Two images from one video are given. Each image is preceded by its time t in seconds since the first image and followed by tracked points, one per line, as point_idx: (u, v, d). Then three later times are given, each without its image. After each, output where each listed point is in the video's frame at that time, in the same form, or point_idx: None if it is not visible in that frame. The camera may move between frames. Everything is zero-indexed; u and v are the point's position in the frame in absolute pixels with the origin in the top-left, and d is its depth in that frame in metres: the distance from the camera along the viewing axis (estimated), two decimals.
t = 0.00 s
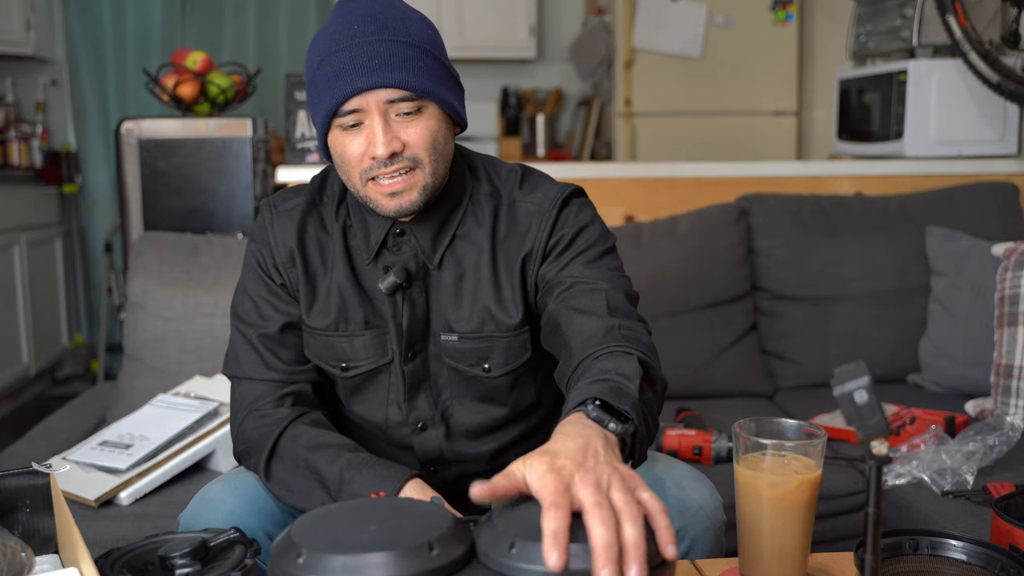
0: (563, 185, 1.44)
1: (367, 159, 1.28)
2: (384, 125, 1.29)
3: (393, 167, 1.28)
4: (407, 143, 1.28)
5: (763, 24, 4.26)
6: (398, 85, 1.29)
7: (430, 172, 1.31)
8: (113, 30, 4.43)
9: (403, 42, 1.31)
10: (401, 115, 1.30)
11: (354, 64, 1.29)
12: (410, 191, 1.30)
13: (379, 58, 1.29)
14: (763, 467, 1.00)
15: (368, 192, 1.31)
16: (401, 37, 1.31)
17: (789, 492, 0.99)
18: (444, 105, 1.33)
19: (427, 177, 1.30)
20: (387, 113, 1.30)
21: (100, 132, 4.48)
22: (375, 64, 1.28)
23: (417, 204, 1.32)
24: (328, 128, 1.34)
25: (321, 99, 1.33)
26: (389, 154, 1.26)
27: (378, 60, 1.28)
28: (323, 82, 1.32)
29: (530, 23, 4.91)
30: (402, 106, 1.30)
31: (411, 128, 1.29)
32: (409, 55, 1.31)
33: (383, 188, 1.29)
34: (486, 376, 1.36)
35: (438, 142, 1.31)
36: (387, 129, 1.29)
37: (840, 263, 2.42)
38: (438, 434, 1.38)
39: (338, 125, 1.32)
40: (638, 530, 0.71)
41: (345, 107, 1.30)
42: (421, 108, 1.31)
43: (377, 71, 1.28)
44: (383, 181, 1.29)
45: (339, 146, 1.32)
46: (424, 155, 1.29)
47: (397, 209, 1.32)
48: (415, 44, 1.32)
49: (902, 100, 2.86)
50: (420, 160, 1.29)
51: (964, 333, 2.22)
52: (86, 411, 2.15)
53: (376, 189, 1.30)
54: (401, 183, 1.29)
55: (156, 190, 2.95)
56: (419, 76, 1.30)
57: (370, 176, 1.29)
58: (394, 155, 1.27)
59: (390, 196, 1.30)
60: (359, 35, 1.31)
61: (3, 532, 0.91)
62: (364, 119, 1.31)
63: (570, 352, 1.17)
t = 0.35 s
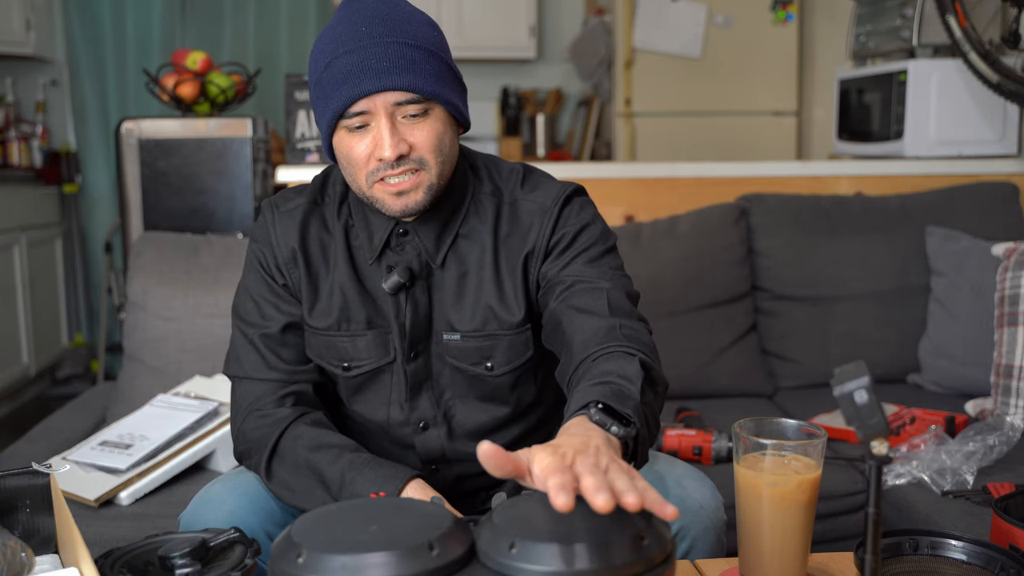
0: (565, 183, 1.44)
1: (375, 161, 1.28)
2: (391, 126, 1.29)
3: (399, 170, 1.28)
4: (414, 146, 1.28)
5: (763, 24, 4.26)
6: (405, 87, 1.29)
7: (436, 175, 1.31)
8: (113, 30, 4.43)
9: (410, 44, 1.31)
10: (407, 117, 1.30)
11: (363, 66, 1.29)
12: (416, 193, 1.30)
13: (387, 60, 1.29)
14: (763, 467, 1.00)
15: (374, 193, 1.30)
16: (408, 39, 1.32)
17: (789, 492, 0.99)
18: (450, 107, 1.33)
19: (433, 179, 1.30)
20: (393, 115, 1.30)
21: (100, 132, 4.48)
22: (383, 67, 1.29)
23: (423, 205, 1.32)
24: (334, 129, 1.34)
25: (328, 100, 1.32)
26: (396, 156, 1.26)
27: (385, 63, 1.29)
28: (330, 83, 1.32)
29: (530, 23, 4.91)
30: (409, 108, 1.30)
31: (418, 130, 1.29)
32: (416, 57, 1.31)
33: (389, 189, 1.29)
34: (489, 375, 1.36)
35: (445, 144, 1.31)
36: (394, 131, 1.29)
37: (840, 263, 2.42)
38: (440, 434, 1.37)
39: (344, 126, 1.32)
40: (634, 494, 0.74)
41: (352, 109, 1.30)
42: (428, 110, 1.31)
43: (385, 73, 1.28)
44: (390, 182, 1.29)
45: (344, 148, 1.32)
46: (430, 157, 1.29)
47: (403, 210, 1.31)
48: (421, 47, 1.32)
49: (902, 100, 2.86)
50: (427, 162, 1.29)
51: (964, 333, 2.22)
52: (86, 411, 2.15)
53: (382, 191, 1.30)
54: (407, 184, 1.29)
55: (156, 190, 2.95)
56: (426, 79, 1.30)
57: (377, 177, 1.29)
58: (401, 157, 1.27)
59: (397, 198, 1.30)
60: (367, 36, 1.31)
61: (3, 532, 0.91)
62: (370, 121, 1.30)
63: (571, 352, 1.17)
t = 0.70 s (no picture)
0: (564, 184, 1.45)
1: (387, 160, 1.27)
2: (404, 126, 1.29)
3: (411, 170, 1.28)
4: (426, 146, 1.28)
5: (763, 24, 4.26)
6: (421, 88, 1.28)
7: (445, 176, 1.31)
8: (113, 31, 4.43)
9: (425, 46, 1.32)
10: (420, 118, 1.30)
11: (378, 64, 1.29)
12: (426, 193, 1.30)
13: (402, 60, 1.29)
14: (763, 467, 1.00)
15: (384, 192, 1.30)
16: (422, 41, 1.32)
17: (789, 492, 0.99)
18: (462, 109, 1.34)
19: (443, 180, 1.30)
20: (406, 115, 1.29)
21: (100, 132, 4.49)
22: (399, 65, 1.28)
23: (432, 206, 1.31)
24: (344, 127, 1.33)
25: (340, 97, 1.32)
26: (409, 156, 1.26)
27: (401, 62, 1.29)
28: (343, 82, 1.31)
29: (530, 23, 4.91)
30: (422, 108, 1.30)
31: (431, 131, 1.29)
32: (431, 59, 1.31)
33: (400, 189, 1.29)
34: (488, 376, 1.37)
35: (455, 146, 1.31)
36: (407, 130, 1.28)
37: (840, 263, 2.42)
38: (439, 435, 1.37)
39: (355, 125, 1.31)
40: (623, 526, 0.71)
41: (365, 107, 1.29)
42: (440, 111, 1.31)
43: (402, 73, 1.28)
44: (401, 182, 1.29)
45: (355, 146, 1.32)
46: (442, 158, 1.29)
47: (411, 210, 1.31)
48: (436, 49, 1.33)
49: (902, 100, 2.86)
50: (438, 164, 1.29)
51: (964, 333, 2.22)
52: (86, 411, 2.15)
53: (392, 190, 1.29)
54: (417, 184, 1.29)
55: (156, 190, 2.94)
56: (440, 80, 1.31)
57: (388, 177, 1.28)
58: (414, 157, 1.27)
59: (406, 197, 1.30)
60: (383, 36, 1.31)
61: (3, 532, 0.91)
62: (383, 120, 1.30)
63: (569, 349, 1.17)
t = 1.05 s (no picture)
0: (571, 189, 1.46)
1: (434, 164, 1.27)
2: (456, 133, 1.28)
3: (453, 177, 1.27)
4: (472, 156, 1.28)
5: (763, 24, 4.26)
6: (480, 99, 1.29)
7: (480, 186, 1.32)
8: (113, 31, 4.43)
9: (489, 59, 1.32)
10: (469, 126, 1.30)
11: (447, 68, 1.28)
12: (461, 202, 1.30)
13: (469, 69, 1.29)
14: (763, 467, 1.00)
15: (419, 193, 1.30)
16: (486, 52, 1.33)
17: (789, 492, 0.99)
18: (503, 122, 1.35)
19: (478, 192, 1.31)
20: (458, 121, 1.29)
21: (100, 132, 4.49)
22: (467, 74, 1.29)
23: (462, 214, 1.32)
24: (390, 123, 1.31)
25: (393, 92, 1.30)
26: (458, 164, 1.26)
27: (467, 72, 1.29)
28: (399, 78, 1.30)
29: (530, 23, 4.91)
30: (472, 117, 1.30)
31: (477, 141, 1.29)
32: (492, 73, 1.32)
33: (436, 194, 1.29)
34: (492, 379, 1.37)
35: (493, 159, 1.33)
36: (459, 137, 1.28)
37: (840, 263, 2.42)
38: (442, 437, 1.37)
39: (403, 123, 1.30)
40: (624, 527, 0.71)
41: (421, 107, 1.28)
42: (489, 123, 1.31)
43: (468, 82, 1.28)
44: (439, 188, 1.29)
45: (396, 143, 1.31)
46: (482, 170, 1.30)
47: (442, 215, 1.31)
48: (496, 63, 1.34)
49: (902, 100, 2.86)
50: (479, 175, 1.29)
51: (963, 333, 2.22)
52: (86, 410, 2.15)
53: (428, 192, 1.29)
54: (454, 192, 1.29)
55: (156, 190, 2.94)
56: (495, 95, 1.32)
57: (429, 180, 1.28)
58: (461, 166, 1.27)
59: (440, 202, 1.30)
60: (454, 42, 1.31)
61: (3, 532, 0.91)
62: (434, 123, 1.29)
63: (571, 350, 1.17)
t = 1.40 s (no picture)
0: (578, 191, 1.46)
1: (438, 163, 1.27)
2: (462, 134, 1.28)
3: (456, 178, 1.27)
4: (476, 158, 1.28)
5: (763, 24, 4.26)
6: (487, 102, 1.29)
7: (483, 189, 1.31)
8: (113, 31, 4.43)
9: (501, 63, 1.32)
10: (475, 128, 1.30)
11: (456, 69, 1.28)
12: (462, 203, 1.30)
13: (479, 72, 1.29)
14: (763, 467, 1.00)
15: (422, 191, 1.30)
16: (498, 56, 1.33)
17: (789, 492, 0.99)
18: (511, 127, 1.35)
19: (480, 194, 1.31)
20: (465, 123, 1.29)
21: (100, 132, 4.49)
22: (475, 76, 1.29)
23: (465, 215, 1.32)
24: (398, 121, 1.31)
25: (401, 89, 1.30)
26: (461, 166, 1.26)
27: (477, 75, 1.29)
28: (410, 77, 1.30)
29: (529, 23, 4.91)
30: (480, 120, 1.30)
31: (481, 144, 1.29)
32: (503, 77, 1.32)
33: (438, 193, 1.29)
34: (496, 381, 1.37)
35: (498, 163, 1.32)
36: (465, 138, 1.28)
37: (840, 263, 2.42)
38: (445, 438, 1.37)
39: (410, 121, 1.30)
40: (626, 528, 0.70)
41: (428, 106, 1.28)
42: (495, 127, 1.31)
43: (478, 85, 1.28)
44: (441, 187, 1.28)
45: (402, 142, 1.31)
46: (486, 173, 1.29)
47: (443, 215, 1.31)
48: (508, 68, 1.34)
49: (902, 100, 2.86)
50: (482, 177, 1.29)
51: (963, 333, 2.22)
52: (86, 410, 2.15)
53: (430, 191, 1.29)
54: (456, 193, 1.29)
55: (156, 190, 2.94)
56: (503, 99, 1.32)
57: (431, 179, 1.28)
58: (464, 168, 1.27)
59: (442, 201, 1.29)
60: (467, 44, 1.31)
61: (3, 532, 0.91)
62: (442, 123, 1.29)
63: (576, 351, 1.17)
